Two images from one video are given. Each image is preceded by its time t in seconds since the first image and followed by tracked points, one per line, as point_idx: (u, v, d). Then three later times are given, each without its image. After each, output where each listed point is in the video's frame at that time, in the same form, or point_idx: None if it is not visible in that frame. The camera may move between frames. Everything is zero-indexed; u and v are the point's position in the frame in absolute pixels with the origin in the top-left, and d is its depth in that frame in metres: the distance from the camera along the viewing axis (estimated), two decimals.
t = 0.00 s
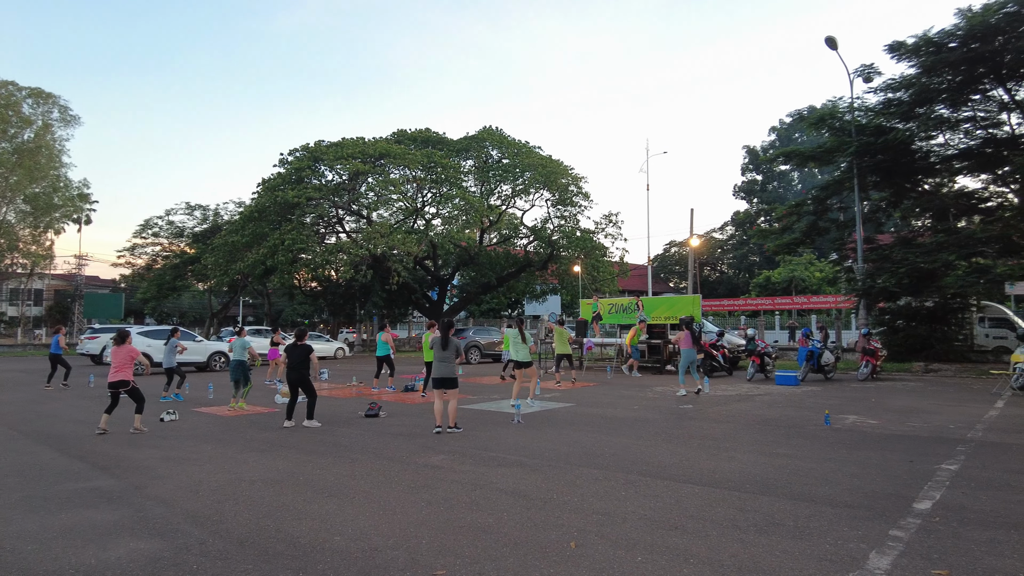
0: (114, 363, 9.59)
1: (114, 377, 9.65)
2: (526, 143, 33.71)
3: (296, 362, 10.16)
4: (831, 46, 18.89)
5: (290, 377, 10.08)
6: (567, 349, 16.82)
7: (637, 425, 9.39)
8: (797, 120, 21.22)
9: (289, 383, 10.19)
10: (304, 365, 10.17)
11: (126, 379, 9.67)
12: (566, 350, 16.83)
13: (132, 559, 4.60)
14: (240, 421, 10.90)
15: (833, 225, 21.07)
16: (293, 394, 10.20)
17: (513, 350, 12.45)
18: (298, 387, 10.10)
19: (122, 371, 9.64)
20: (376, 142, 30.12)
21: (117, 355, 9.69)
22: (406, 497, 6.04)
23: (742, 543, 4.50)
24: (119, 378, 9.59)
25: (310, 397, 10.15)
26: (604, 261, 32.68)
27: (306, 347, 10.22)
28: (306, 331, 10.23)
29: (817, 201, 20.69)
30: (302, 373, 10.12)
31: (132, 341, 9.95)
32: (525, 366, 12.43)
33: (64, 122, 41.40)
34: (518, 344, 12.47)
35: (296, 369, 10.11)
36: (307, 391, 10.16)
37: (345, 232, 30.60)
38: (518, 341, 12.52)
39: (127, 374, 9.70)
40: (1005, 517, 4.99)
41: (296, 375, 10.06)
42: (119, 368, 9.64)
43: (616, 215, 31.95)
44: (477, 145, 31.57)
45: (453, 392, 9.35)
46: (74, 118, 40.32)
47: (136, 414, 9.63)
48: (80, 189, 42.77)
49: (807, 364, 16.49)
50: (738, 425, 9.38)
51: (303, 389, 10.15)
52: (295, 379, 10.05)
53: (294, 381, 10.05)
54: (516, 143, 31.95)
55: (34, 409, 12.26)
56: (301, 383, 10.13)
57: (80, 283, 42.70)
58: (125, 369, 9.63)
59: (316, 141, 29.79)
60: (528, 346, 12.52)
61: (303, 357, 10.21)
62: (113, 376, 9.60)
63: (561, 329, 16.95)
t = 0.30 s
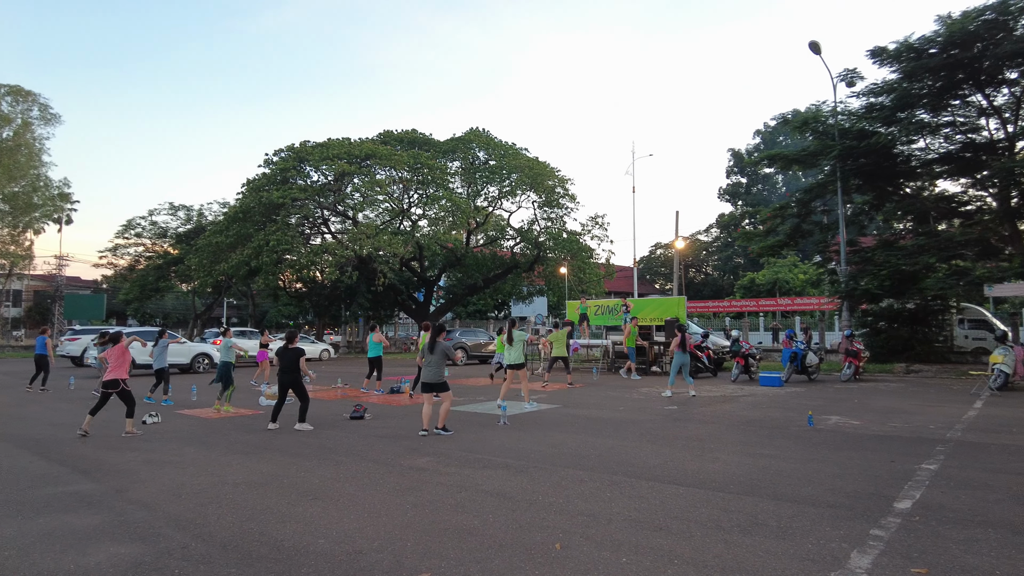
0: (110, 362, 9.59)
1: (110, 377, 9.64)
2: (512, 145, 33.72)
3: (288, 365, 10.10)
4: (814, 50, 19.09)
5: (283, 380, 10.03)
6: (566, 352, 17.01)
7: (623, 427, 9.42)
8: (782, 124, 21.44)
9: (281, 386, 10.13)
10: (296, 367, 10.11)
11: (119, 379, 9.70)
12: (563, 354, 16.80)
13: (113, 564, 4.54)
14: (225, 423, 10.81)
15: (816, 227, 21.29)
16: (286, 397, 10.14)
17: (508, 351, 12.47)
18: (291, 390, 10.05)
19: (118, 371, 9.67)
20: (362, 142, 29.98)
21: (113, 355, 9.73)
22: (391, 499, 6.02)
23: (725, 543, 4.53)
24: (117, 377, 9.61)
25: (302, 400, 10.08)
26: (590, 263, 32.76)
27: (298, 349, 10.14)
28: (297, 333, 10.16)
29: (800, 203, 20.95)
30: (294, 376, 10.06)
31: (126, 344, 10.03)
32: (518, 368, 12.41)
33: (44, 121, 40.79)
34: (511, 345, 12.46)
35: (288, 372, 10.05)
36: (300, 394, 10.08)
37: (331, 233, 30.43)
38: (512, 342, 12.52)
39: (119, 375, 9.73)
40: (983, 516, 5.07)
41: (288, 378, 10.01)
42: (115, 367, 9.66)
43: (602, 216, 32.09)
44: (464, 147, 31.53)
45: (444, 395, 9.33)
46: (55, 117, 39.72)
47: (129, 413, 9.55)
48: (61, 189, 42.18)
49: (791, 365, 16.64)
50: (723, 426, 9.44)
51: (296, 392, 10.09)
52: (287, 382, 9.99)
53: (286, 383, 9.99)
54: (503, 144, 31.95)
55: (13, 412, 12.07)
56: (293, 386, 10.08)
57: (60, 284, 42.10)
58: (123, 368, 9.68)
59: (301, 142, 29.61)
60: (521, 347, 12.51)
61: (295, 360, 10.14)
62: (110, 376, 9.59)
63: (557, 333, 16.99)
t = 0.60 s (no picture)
0: (105, 363, 9.58)
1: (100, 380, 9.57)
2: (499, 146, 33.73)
3: (280, 364, 10.03)
4: (798, 54, 19.29)
5: (272, 379, 9.95)
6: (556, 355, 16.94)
7: (609, 428, 9.45)
8: (766, 127, 21.66)
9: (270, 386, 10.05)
10: (287, 367, 10.04)
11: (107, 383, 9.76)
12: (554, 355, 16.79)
13: (91, 570, 4.46)
14: (208, 426, 10.69)
15: (800, 230, 21.50)
16: (273, 397, 10.04)
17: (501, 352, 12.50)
18: (280, 390, 9.96)
19: (111, 374, 9.66)
20: (348, 143, 29.85)
21: (107, 358, 9.76)
22: (376, 503, 5.98)
23: (709, 545, 4.55)
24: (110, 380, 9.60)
25: (288, 401, 9.96)
26: (577, 264, 32.79)
27: (288, 348, 10.04)
28: (290, 332, 9.99)
29: (784, 206, 21.15)
30: (284, 376, 9.97)
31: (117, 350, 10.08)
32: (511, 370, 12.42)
33: (23, 119, 40.16)
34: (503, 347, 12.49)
35: (279, 371, 9.97)
36: (287, 394, 9.97)
37: (316, 235, 30.26)
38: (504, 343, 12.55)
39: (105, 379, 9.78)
40: (963, 515, 5.14)
41: (278, 376, 9.93)
42: (107, 370, 9.64)
43: (588, 218, 32.17)
44: (451, 148, 31.45)
45: (427, 395, 9.25)
46: (34, 115, 39.13)
47: (115, 416, 9.42)
48: (40, 188, 41.56)
49: (775, 367, 16.77)
50: (708, 427, 9.48)
51: (284, 392, 9.99)
52: (277, 381, 9.91)
53: (276, 382, 9.91)
54: (489, 146, 31.94)
55: None
56: (282, 386, 9.99)
57: (40, 286, 41.47)
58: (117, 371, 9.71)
59: (286, 142, 29.43)
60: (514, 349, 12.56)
61: (286, 359, 10.06)
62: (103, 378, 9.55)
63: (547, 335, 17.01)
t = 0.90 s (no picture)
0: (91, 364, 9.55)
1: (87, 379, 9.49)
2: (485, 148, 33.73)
3: (261, 366, 9.95)
4: (782, 59, 19.47)
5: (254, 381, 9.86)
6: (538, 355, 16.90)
7: (594, 430, 9.47)
8: (750, 131, 21.85)
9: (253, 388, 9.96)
10: (269, 369, 9.95)
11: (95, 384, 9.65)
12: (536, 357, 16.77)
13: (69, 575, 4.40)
14: (190, 429, 10.58)
15: (784, 233, 21.71)
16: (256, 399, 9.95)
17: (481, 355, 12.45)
18: (263, 392, 9.87)
19: (100, 375, 9.63)
20: (333, 144, 29.70)
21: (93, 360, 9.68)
22: (360, 505, 5.96)
23: (693, 546, 4.57)
24: (99, 380, 9.55)
25: (272, 403, 9.86)
26: (563, 266, 32.85)
27: (270, 351, 9.93)
28: (272, 334, 9.90)
29: (769, 209, 21.33)
30: (266, 378, 9.88)
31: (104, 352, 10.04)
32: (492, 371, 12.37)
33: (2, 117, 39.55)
34: (484, 350, 12.43)
35: (261, 373, 9.88)
36: (270, 397, 9.87)
37: (300, 235, 30.06)
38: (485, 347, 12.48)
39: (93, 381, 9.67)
40: (941, 514, 5.21)
41: (260, 379, 9.85)
42: (95, 370, 9.59)
43: (574, 220, 32.31)
44: (437, 150, 31.41)
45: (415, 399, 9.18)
46: (14, 114, 38.53)
47: (98, 419, 9.33)
48: (19, 188, 40.94)
49: (759, 368, 16.90)
50: (692, 428, 9.53)
51: (267, 395, 9.90)
52: (259, 384, 9.82)
53: (258, 385, 9.82)
54: (475, 148, 31.94)
55: None
56: (264, 389, 9.89)
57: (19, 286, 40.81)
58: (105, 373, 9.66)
59: (271, 143, 29.24)
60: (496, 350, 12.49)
61: (267, 361, 9.97)
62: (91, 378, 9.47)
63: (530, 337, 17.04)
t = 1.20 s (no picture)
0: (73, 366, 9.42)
1: (68, 381, 9.35)
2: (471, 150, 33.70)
3: (240, 367, 9.86)
4: (766, 63, 19.65)
5: (233, 381, 9.77)
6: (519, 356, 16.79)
7: (579, 431, 9.48)
8: (735, 134, 22.04)
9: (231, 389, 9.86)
10: (248, 371, 9.86)
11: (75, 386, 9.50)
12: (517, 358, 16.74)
13: None
14: (171, 432, 10.44)
15: (767, 235, 21.88)
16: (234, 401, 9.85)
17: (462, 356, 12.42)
18: (240, 394, 9.78)
19: (80, 377, 9.48)
20: (318, 144, 29.53)
21: (74, 362, 9.53)
22: (344, 508, 5.92)
23: (676, 547, 4.59)
24: (80, 382, 9.42)
25: (249, 406, 9.78)
26: (549, 268, 32.91)
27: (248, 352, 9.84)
28: (251, 335, 9.83)
29: (752, 212, 21.53)
30: (245, 380, 9.80)
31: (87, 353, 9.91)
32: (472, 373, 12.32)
33: None
34: (465, 351, 12.37)
35: (240, 374, 9.79)
36: (247, 398, 9.79)
37: (284, 236, 29.84)
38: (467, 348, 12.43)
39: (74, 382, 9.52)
40: (921, 514, 5.27)
41: (239, 380, 9.75)
42: (76, 372, 9.45)
43: (560, 222, 32.38)
44: (423, 151, 31.35)
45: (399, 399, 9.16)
46: None
47: (76, 422, 9.20)
48: None
49: (743, 370, 17.02)
50: (676, 430, 9.57)
51: (244, 396, 9.81)
52: (238, 385, 9.73)
53: (237, 386, 9.73)
54: (461, 149, 31.92)
55: None
56: (243, 390, 9.79)
57: None
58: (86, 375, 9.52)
59: (255, 143, 29.03)
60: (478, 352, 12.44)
61: (247, 363, 9.88)
62: (73, 379, 9.34)
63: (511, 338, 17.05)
